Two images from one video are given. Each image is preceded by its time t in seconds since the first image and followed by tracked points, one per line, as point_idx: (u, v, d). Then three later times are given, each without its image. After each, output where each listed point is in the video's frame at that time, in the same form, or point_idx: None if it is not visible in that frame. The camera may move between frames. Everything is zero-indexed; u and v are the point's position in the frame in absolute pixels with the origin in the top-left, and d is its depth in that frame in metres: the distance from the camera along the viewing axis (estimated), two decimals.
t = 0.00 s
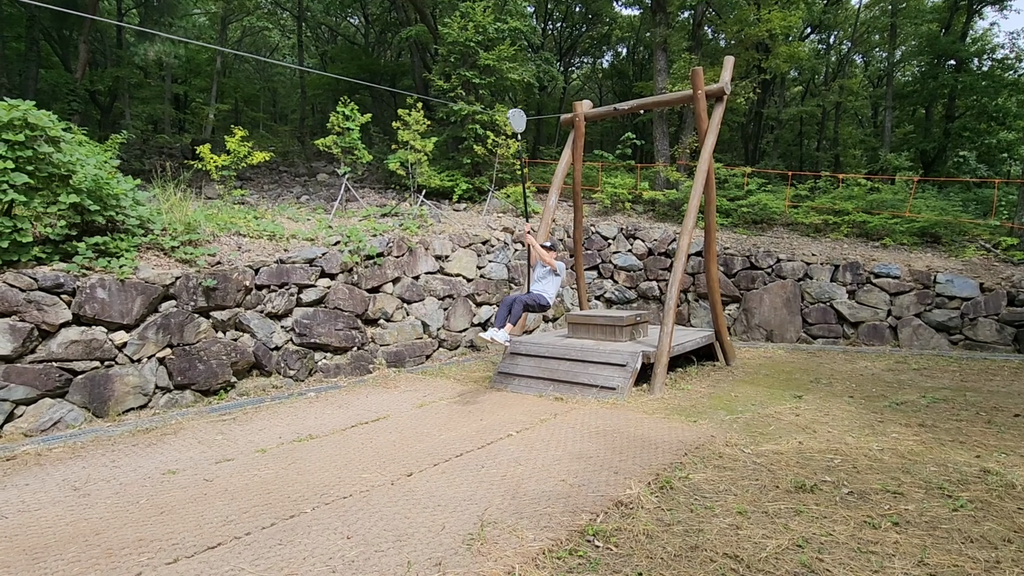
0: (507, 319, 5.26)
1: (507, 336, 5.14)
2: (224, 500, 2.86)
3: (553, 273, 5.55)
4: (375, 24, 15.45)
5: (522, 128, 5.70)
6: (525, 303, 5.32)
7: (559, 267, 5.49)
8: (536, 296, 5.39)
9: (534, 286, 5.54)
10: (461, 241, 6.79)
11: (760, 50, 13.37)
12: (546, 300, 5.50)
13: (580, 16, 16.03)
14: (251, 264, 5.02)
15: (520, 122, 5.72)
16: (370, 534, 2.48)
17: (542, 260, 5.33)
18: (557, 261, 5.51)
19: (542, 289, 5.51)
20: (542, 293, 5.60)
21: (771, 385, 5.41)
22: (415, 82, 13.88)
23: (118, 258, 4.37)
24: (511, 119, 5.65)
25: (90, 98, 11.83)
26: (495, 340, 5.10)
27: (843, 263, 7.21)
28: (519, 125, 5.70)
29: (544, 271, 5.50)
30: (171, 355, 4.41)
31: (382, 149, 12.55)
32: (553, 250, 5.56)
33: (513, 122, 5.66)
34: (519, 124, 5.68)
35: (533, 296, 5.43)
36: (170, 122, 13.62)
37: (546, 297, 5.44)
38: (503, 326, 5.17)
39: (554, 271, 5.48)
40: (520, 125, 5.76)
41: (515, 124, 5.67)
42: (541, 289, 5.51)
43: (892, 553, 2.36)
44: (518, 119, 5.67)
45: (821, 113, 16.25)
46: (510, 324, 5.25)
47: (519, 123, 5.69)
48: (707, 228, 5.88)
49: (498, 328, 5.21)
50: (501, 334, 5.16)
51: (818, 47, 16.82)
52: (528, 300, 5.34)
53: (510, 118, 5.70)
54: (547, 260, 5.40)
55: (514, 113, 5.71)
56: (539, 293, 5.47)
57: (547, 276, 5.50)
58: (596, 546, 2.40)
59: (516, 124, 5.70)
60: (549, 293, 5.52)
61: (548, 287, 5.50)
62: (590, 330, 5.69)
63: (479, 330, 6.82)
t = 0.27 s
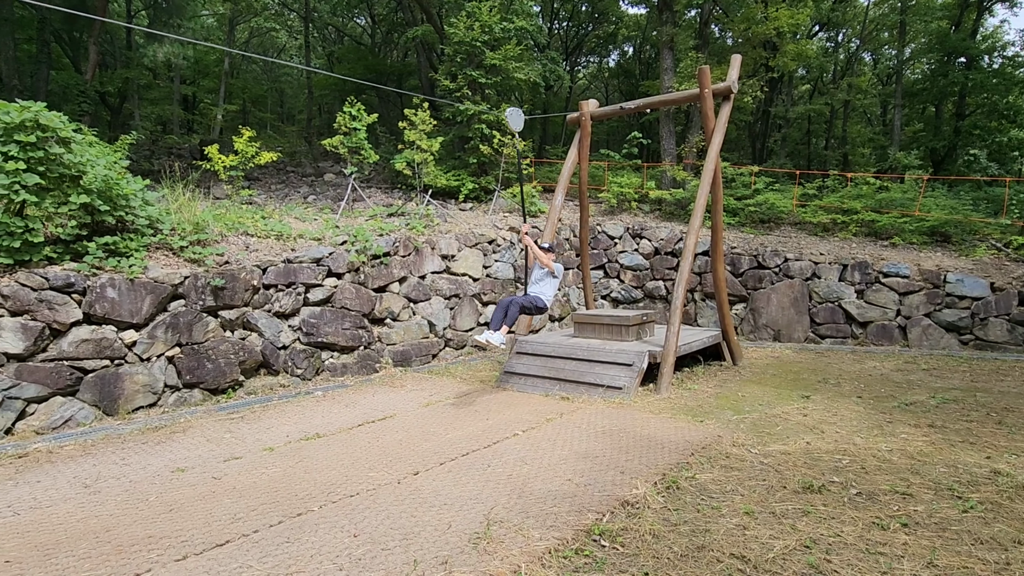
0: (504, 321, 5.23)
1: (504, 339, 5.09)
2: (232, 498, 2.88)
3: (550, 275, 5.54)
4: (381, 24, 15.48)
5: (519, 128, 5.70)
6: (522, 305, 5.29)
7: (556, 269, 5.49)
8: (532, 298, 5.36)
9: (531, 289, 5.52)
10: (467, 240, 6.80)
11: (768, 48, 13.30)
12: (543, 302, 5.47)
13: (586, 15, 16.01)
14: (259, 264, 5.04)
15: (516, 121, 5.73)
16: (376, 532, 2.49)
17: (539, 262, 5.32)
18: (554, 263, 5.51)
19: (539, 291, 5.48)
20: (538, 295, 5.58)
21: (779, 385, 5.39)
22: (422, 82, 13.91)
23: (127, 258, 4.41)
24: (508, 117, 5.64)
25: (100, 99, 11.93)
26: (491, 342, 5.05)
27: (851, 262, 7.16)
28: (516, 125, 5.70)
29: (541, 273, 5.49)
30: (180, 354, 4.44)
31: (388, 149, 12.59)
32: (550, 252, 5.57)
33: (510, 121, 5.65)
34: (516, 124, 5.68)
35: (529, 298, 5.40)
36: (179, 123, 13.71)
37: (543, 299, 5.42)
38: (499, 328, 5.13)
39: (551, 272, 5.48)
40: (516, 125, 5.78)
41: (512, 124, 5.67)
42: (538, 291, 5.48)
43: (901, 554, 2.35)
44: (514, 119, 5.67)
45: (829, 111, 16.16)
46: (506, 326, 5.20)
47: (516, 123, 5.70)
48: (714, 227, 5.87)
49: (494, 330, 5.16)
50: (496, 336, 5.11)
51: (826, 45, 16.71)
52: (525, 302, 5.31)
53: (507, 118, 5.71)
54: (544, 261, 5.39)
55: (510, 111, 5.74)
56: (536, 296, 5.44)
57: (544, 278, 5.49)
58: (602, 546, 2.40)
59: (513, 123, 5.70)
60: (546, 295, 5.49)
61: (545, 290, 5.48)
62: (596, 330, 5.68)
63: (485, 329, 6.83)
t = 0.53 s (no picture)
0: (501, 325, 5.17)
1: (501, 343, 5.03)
2: (245, 495, 2.92)
3: (549, 278, 5.51)
4: (392, 26, 15.55)
5: (518, 129, 5.67)
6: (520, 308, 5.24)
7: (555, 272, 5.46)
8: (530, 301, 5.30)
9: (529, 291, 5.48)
10: (477, 240, 6.82)
11: (780, 46, 13.20)
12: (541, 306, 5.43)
13: (597, 14, 15.97)
14: (272, 264, 5.09)
15: (515, 122, 5.70)
16: (388, 530, 2.51)
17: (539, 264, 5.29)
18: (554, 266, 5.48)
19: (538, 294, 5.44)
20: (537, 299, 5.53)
21: (792, 385, 5.35)
22: (432, 83, 13.96)
23: (143, 258, 4.47)
24: (506, 118, 5.60)
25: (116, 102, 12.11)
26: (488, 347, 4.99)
27: (866, 261, 7.09)
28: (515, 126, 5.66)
29: (540, 276, 5.45)
30: (195, 353, 4.50)
31: (400, 150, 12.65)
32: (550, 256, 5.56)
33: (509, 123, 5.61)
34: (514, 125, 5.63)
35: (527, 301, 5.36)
36: (193, 125, 13.88)
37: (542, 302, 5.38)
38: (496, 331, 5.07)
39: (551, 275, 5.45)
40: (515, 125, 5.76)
41: (511, 124, 5.63)
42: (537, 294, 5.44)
43: (916, 556, 2.33)
44: (513, 120, 5.62)
45: (843, 109, 15.99)
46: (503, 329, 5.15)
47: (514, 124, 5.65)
48: (725, 226, 5.83)
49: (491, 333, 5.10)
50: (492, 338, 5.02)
51: (839, 42, 16.55)
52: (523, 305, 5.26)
53: (505, 118, 5.67)
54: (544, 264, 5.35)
55: (508, 110, 5.77)
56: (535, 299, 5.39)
57: (543, 281, 5.44)
58: (613, 546, 2.40)
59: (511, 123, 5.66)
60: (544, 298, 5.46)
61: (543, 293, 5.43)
62: (606, 330, 5.67)
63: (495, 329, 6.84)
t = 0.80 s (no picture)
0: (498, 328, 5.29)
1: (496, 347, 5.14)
2: (261, 493, 2.95)
3: (548, 283, 5.66)
4: (405, 27, 15.62)
5: (518, 130, 5.63)
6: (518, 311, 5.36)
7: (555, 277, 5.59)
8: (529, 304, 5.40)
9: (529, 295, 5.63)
10: (489, 240, 6.84)
11: (795, 43, 13.06)
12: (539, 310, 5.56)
13: (609, 14, 15.92)
14: (287, 264, 5.15)
15: (515, 122, 5.66)
16: (401, 529, 2.53)
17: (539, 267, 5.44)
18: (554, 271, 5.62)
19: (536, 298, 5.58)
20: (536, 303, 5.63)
21: (808, 387, 5.30)
22: (444, 84, 14.00)
23: (161, 259, 4.54)
24: (506, 118, 5.57)
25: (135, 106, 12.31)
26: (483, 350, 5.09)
27: (884, 261, 7.00)
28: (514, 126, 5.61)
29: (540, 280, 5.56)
30: (211, 353, 4.56)
31: (412, 151, 12.72)
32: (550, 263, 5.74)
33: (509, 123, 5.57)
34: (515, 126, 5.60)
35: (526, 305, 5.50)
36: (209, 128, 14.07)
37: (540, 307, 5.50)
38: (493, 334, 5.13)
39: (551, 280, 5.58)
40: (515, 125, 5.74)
41: (511, 125, 5.59)
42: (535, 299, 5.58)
43: (936, 561, 2.30)
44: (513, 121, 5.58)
45: (860, 106, 15.78)
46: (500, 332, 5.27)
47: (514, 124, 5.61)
48: (739, 225, 5.78)
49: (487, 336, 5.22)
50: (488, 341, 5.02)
51: (856, 39, 16.33)
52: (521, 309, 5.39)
53: (504, 118, 5.63)
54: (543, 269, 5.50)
55: (508, 110, 5.76)
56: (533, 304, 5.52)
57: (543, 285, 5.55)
58: (625, 547, 2.40)
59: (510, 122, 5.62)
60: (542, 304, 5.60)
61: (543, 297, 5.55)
62: (619, 330, 5.66)
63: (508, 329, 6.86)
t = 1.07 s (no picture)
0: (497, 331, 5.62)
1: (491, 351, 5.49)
2: (279, 491, 2.99)
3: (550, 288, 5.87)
4: (419, 29, 15.70)
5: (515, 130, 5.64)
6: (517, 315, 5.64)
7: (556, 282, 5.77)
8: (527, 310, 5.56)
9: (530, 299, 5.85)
10: (503, 241, 6.86)
11: (813, 39, 12.89)
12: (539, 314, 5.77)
13: (623, 12, 15.84)
14: (303, 265, 5.20)
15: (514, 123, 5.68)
16: (417, 528, 2.54)
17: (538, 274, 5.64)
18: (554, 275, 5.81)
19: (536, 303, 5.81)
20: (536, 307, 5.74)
21: (826, 388, 5.23)
22: (458, 84, 14.04)
23: (181, 260, 4.62)
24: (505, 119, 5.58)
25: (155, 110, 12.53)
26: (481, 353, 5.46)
27: (905, 260, 6.88)
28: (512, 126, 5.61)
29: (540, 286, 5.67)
30: (230, 353, 4.63)
31: (427, 151, 12.78)
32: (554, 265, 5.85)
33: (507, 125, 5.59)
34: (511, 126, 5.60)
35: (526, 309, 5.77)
36: (227, 130, 14.27)
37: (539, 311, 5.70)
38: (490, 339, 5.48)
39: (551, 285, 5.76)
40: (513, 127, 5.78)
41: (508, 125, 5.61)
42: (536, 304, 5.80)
43: (960, 567, 2.25)
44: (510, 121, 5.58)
45: (880, 103, 15.53)
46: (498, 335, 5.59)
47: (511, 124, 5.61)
48: (756, 225, 5.74)
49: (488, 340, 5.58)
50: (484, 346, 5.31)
51: (876, 34, 16.06)
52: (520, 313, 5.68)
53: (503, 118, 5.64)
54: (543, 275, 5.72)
55: (508, 111, 5.80)
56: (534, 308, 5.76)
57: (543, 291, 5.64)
58: (641, 549, 2.39)
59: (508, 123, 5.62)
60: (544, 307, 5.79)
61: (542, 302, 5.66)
62: (634, 330, 5.64)
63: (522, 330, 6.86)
